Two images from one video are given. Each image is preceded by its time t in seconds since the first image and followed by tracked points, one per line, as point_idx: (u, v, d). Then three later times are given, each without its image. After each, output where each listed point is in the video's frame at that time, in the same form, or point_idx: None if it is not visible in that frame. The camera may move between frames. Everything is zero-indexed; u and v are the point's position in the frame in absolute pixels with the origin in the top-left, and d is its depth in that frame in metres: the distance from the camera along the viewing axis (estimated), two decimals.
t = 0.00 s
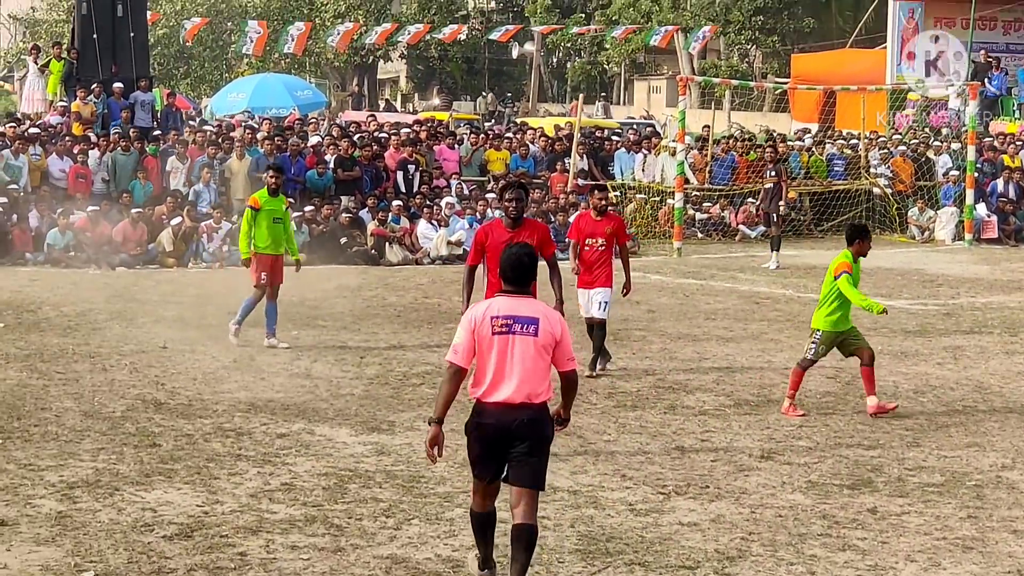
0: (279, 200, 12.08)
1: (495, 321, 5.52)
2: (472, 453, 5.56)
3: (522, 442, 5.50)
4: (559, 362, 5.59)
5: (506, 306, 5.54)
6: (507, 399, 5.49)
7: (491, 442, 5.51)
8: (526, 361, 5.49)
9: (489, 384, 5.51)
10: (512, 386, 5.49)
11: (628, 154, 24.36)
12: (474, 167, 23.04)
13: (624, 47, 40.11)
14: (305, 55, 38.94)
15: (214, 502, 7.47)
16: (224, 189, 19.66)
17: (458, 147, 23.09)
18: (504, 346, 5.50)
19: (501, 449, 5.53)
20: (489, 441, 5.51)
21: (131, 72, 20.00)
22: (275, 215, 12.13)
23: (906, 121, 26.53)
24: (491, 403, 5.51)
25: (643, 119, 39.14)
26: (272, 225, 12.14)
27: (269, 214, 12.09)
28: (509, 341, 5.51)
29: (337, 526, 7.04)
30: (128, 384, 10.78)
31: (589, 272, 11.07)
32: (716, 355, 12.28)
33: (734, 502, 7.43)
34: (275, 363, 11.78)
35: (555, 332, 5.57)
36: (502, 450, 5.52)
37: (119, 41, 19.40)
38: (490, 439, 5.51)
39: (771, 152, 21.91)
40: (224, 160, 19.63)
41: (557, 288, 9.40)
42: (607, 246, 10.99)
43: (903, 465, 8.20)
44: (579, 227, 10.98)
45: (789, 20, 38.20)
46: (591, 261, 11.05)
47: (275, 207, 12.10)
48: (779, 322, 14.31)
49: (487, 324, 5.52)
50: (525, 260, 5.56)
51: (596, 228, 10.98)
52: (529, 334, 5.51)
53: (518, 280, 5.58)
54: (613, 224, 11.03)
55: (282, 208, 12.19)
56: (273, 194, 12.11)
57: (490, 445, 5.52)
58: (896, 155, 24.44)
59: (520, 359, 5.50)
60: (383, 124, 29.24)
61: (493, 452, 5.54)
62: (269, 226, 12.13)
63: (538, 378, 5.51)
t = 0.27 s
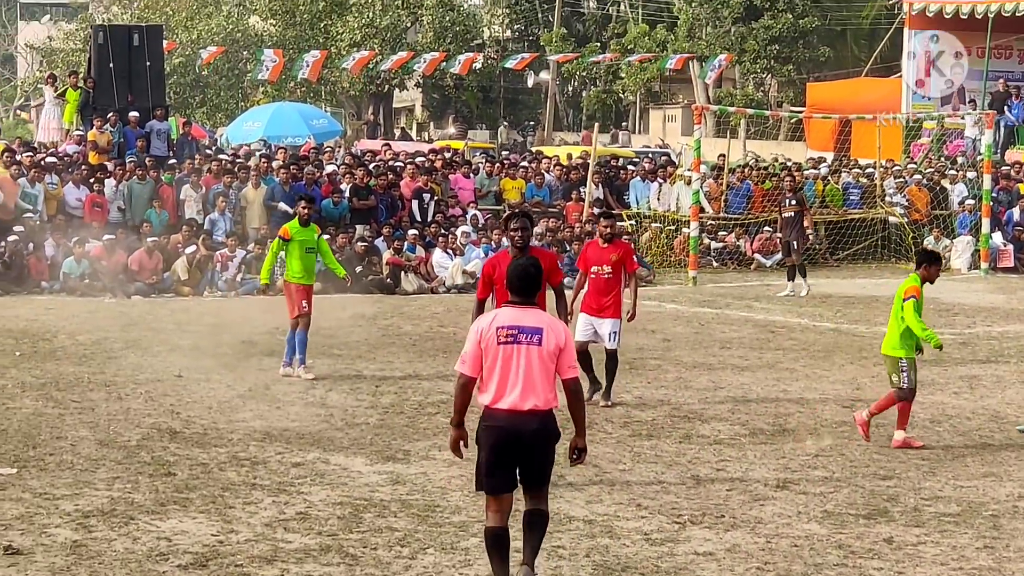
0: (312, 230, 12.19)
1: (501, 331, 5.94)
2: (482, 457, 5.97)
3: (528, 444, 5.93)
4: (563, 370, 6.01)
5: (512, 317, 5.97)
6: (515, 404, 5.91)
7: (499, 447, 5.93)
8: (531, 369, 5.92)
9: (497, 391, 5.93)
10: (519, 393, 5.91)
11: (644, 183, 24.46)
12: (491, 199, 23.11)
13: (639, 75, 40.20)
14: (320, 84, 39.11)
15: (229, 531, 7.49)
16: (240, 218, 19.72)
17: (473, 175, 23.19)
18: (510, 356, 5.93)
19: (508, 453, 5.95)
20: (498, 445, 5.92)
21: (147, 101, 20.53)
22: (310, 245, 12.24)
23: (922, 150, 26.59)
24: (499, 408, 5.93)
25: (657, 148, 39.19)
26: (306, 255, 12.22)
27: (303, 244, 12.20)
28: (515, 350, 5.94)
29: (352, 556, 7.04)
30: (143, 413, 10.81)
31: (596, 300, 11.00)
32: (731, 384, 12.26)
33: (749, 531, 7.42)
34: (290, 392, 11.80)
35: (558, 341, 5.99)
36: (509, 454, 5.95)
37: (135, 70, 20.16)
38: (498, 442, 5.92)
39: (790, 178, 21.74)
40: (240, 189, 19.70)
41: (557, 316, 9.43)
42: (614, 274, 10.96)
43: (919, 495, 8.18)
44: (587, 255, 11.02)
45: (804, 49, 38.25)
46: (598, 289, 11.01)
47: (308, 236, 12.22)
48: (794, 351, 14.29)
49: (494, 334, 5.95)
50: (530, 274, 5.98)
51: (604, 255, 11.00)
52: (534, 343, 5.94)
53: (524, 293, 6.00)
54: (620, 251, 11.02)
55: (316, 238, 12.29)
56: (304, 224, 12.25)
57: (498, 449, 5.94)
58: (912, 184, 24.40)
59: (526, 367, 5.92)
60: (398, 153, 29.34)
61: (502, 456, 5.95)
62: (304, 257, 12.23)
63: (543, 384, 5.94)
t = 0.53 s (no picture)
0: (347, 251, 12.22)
1: (518, 352, 5.98)
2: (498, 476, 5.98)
3: (545, 464, 5.95)
4: (577, 391, 6.05)
5: (528, 338, 6.01)
6: (531, 423, 5.92)
7: (516, 466, 5.94)
8: (548, 389, 5.95)
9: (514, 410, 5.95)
10: (536, 412, 5.93)
11: (659, 201, 24.18)
12: (505, 218, 23.25)
13: (653, 93, 40.30)
14: (335, 101, 39.29)
15: (243, 550, 7.51)
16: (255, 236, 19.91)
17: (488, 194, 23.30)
18: (526, 375, 5.96)
19: (524, 472, 5.96)
20: (515, 464, 5.93)
21: (162, 119, 20.61)
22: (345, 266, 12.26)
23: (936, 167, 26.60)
24: (516, 428, 5.94)
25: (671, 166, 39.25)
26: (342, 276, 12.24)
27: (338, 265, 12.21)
28: (532, 369, 5.97)
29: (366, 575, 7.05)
30: (158, 431, 10.85)
31: (601, 323, 10.94)
32: (745, 403, 12.24)
33: (764, 550, 7.41)
34: (305, 411, 11.83)
35: (573, 363, 6.03)
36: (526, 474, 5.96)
37: (150, 88, 20.25)
38: (515, 461, 5.93)
39: (815, 194, 21.49)
40: (255, 207, 19.87)
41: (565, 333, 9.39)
42: (616, 296, 10.93)
43: (933, 514, 8.16)
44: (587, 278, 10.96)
45: (818, 67, 38.16)
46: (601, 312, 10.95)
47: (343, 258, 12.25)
48: (809, 369, 14.28)
49: (511, 354, 5.98)
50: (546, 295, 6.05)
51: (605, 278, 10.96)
52: (550, 363, 5.98)
53: (539, 314, 6.06)
54: (620, 273, 11.03)
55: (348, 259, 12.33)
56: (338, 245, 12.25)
57: (515, 468, 5.94)
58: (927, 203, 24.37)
59: (542, 386, 5.95)
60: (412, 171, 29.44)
61: (518, 476, 5.96)
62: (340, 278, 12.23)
63: (558, 404, 5.98)
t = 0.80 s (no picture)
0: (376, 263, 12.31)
1: (528, 347, 6.30)
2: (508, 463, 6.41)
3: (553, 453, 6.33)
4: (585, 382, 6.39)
5: (538, 334, 6.33)
6: (540, 414, 6.30)
7: (525, 454, 6.35)
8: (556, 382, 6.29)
9: (524, 402, 6.33)
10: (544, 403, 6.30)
11: (666, 212, 24.39)
12: (512, 228, 23.24)
13: (660, 104, 40.33)
14: (342, 111, 39.36)
15: (250, 560, 7.52)
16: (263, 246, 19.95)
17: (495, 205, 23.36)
18: (537, 369, 6.29)
19: (533, 459, 6.37)
20: (524, 452, 6.34)
21: (169, 129, 20.64)
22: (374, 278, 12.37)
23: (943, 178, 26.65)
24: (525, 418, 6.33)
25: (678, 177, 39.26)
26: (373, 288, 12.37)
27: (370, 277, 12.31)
28: (541, 364, 6.30)
29: None
30: (166, 441, 10.87)
31: (591, 333, 10.91)
32: (752, 414, 12.22)
33: (771, 561, 7.41)
34: (312, 421, 11.84)
35: (581, 355, 6.36)
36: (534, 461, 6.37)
37: (158, 98, 20.28)
38: (524, 449, 6.33)
39: (830, 207, 21.40)
40: (263, 217, 19.88)
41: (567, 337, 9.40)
42: (608, 305, 10.83)
43: (941, 526, 8.15)
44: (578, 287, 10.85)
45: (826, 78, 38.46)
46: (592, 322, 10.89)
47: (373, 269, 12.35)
48: (816, 381, 14.27)
49: (522, 349, 6.31)
50: (554, 294, 6.35)
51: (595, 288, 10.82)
52: (559, 358, 6.31)
53: (548, 311, 6.38)
54: (613, 281, 10.85)
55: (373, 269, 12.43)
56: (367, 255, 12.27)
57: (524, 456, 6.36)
58: (933, 214, 24.43)
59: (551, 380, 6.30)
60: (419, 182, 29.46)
61: (528, 462, 6.38)
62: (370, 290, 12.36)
63: (566, 396, 6.32)
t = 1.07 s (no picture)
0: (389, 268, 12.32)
1: (512, 350, 6.40)
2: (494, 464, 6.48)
3: (537, 454, 6.42)
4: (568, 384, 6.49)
5: (522, 337, 6.42)
6: (524, 415, 6.39)
7: (510, 454, 6.43)
8: (539, 384, 6.39)
9: (508, 404, 6.41)
10: (528, 405, 6.39)
11: (660, 213, 24.34)
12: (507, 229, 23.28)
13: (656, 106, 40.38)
14: (338, 111, 39.38)
15: (244, 560, 7.54)
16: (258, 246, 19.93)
17: (490, 206, 23.37)
18: (522, 371, 6.39)
19: (518, 459, 6.45)
20: (508, 452, 6.43)
21: (164, 129, 20.63)
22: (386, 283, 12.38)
23: (938, 182, 26.72)
24: (510, 420, 6.41)
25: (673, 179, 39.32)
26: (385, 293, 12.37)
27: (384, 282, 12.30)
28: (525, 366, 6.39)
29: None
30: (160, 441, 10.87)
31: (573, 334, 10.91)
32: (746, 416, 12.24)
33: (764, 563, 7.44)
34: (306, 422, 11.85)
35: (564, 358, 6.46)
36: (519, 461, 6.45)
37: (153, 98, 20.27)
38: (509, 449, 6.42)
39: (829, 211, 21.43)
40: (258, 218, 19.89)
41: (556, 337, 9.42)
42: (591, 306, 10.84)
43: (934, 528, 8.19)
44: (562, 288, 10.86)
45: (821, 81, 38.58)
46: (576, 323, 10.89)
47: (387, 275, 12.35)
48: (810, 383, 14.30)
49: (506, 353, 6.40)
50: (538, 298, 6.44)
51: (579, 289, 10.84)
52: (542, 360, 6.40)
53: (532, 314, 6.47)
54: (596, 283, 10.87)
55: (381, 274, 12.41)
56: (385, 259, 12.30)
57: (509, 456, 6.44)
58: (928, 217, 24.48)
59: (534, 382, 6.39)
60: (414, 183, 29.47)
61: (512, 463, 6.46)
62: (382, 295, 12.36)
63: (549, 397, 6.42)
